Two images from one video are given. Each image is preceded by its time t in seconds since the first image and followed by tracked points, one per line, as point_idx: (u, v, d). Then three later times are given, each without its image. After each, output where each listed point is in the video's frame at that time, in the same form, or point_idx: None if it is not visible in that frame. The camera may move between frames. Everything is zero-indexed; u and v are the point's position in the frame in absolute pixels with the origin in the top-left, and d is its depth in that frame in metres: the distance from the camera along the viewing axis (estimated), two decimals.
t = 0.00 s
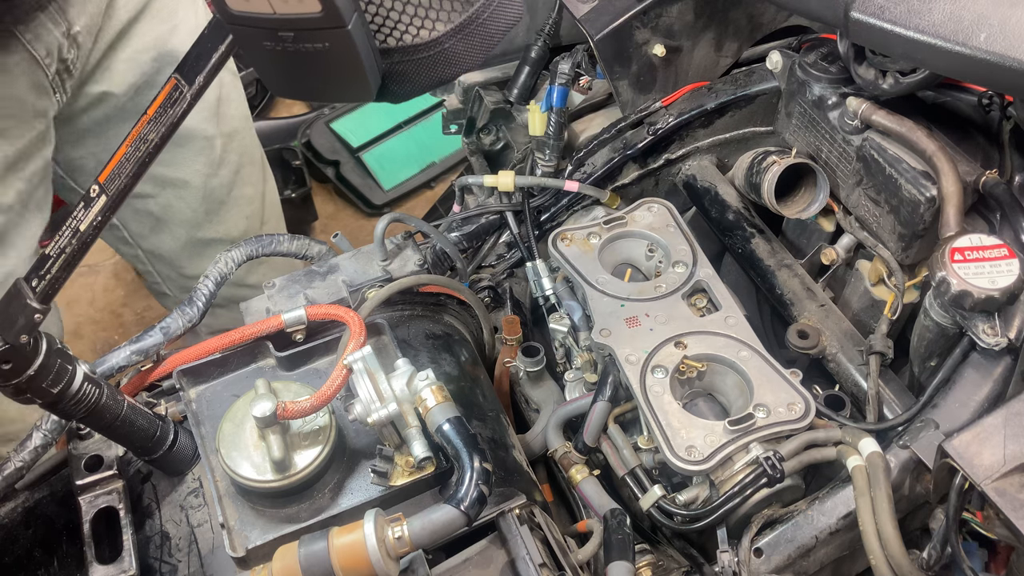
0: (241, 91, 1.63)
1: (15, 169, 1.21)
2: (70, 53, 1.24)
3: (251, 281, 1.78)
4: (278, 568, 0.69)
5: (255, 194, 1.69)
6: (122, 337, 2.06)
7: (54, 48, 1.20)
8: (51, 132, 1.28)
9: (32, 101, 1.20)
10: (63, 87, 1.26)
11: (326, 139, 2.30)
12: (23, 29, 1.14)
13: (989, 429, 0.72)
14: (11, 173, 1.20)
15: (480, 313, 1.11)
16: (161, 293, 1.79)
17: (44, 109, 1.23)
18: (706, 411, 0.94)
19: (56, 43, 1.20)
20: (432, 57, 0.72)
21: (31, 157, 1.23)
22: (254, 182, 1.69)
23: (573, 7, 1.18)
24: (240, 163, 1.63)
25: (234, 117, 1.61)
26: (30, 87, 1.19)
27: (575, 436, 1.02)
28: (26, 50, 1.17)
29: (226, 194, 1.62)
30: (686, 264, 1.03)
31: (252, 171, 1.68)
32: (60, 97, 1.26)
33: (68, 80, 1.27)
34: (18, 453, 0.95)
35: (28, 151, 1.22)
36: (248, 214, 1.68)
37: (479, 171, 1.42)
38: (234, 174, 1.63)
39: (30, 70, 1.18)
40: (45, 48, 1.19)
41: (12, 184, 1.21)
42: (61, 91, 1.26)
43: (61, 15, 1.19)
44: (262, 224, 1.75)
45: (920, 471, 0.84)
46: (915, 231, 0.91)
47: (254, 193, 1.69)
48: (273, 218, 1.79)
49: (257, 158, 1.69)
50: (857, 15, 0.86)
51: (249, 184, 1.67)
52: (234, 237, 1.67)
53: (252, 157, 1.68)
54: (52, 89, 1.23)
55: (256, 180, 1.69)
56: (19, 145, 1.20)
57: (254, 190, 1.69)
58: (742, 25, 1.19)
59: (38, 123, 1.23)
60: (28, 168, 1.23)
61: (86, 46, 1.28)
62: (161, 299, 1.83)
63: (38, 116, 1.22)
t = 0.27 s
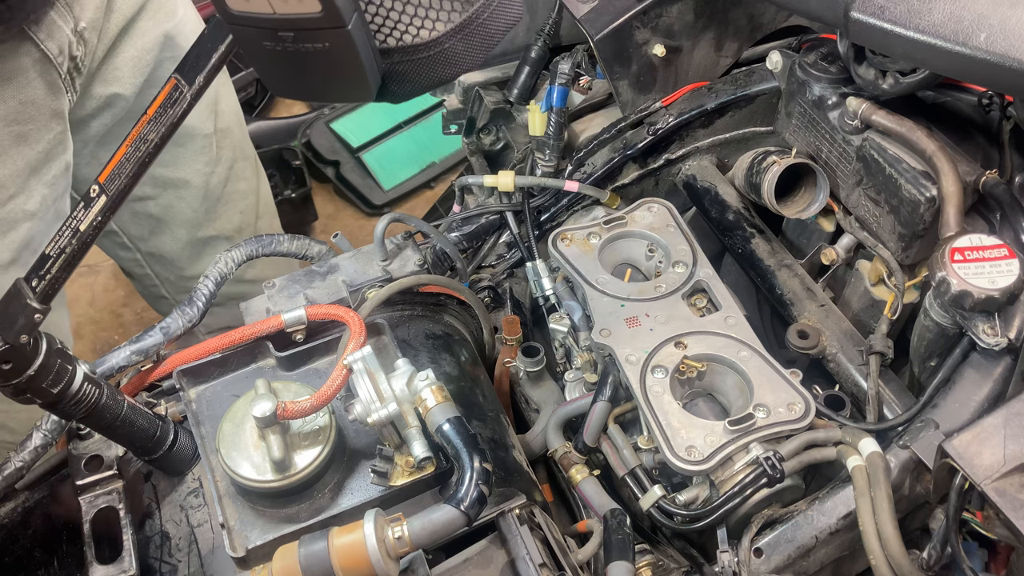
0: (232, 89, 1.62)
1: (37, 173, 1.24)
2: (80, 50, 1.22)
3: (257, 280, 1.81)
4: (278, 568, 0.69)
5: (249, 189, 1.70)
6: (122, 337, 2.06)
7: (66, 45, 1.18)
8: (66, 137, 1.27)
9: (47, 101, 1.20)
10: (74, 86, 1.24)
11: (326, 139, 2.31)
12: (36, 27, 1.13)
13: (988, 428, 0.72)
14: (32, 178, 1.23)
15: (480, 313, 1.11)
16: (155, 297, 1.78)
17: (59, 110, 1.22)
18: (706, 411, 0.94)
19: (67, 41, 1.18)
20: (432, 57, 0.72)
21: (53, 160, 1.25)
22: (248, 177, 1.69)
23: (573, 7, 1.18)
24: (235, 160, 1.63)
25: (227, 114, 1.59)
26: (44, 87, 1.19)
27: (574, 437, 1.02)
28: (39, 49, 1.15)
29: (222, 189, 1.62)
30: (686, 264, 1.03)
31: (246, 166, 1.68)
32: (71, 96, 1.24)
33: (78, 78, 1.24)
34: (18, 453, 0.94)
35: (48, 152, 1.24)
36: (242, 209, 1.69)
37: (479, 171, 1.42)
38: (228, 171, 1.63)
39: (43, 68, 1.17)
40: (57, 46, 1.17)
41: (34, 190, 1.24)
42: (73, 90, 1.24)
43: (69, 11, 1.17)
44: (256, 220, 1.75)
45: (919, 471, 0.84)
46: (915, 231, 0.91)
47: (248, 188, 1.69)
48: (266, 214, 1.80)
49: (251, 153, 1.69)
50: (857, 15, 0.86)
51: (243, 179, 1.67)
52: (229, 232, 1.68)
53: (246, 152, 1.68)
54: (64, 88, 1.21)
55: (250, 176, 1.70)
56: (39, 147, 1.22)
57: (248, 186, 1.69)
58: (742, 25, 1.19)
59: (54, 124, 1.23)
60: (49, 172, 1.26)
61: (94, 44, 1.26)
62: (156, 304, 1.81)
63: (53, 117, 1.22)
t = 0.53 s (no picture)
0: (217, 95, 1.62)
1: (32, 183, 1.24)
2: (68, 55, 1.22)
3: (252, 282, 1.81)
4: (278, 568, 0.69)
5: (237, 190, 1.70)
6: (122, 337, 2.06)
7: (55, 51, 1.18)
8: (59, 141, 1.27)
9: (38, 108, 1.20)
10: (63, 91, 1.24)
11: (326, 139, 2.31)
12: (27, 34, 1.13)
13: (988, 429, 0.72)
14: (27, 187, 1.23)
15: (480, 313, 1.11)
16: (147, 304, 1.77)
17: (50, 117, 1.22)
18: (706, 411, 0.94)
19: (55, 46, 1.18)
20: (432, 57, 0.72)
21: (46, 168, 1.25)
22: (235, 178, 1.69)
23: (573, 7, 1.18)
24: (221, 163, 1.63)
25: (211, 115, 1.59)
26: (36, 94, 1.19)
27: (575, 437, 1.02)
28: (29, 56, 1.15)
29: (210, 193, 1.62)
30: (686, 264, 1.03)
31: (232, 168, 1.68)
32: (60, 102, 1.24)
33: (67, 83, 1.24)
34: (18, 452, 0.94)
35: (42, 161, 1.24)
36: (230, 212, 1.69)
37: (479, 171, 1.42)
38: (215, 173, 1.63)
39: (34, 75, 1.17)
40: (47, 52, 1.17)
41: (30, 199, 1.24)
42: (62, 95, 1.24)
43: (56, 15, 1.17)
44: (246, 221, 1.76)
45: (920, 471, 0.84)
46: (915, 231, 0.91)
47: (236, 189, 1.69)
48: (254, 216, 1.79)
49: (236, 155, 1.69)
50: (857, 15, 0.86)
51: (230, 180, 1.67)
52: (218, 236, 1.68)
53: (232, 154, 1.67)
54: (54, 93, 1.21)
55: (237, 177, 1.70)
56: (33, 156, 1.22)
57: (236, 188, 1.69)
58: (742, 25, 1.19)
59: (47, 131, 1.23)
60: (43, 180, 1.25)
61: (80, 48, 1.26)
62: (149, 311, 1.80)
63: (45, 124, 1.22)
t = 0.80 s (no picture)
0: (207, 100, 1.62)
1: (29, 191, 1.23)
2: (63, 62, 1.22)
3: (249, 284, 1.81)
4: (278, 568, 0.69)
5: (229, 189, 1.70)
6: (122, 337, 2.06)
7: (51, 58, 1.18)
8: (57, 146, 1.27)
9: (36, 116, 1.20)
10: (60, 98, 1.24)
11: (326, 139, 2.31)
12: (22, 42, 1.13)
13: (988, 429, 0.72)
14: (25, 196, 1.23)
15: (480, 313, 1.11)
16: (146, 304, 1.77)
17: (48, 124, 1.22)
18: (706, 411, 0.94)
19: (51, 52, 1.18)
20: (433, 57, 0.72)
21: (43, 176, 1.25)
22: (228, 177, 1.69)
23: (573, 7, 1.18)
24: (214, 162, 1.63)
25: (202, 116, 1.59)
26: (32, 102, 1.19)
27: (575, 437, 1.02)
28: (26, 64, 1.16)
29: (204, 191, 1.62)
30: (686, 264, 1.03)
31: (224, 167, 1.68)
32: (57, 109, 1.24)
33: (63, 90, 1.25)
34: (18, 453, 0.94)
35: (39, 170, 1.24)
36: (224, 210, 1.69)
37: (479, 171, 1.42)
38: (210, 172, 1.63)
39: (31, 83, 1.17)
40: (43, 59, 1.17)
41: (29, 208, 1.23)
42: (59, 102, 1.24)
43: (51, 21, 1.17)
44: (238, 221, 1.76)
45: (920, 471, 0.84)
46: (915, 231, 0.91)
47: (228, 189, 1.69)
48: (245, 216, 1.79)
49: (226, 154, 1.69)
50: (857, 15, 0.86)
51: (223, 180, 1.67)
52: (215, 235, 1.69)
53: (223, 153, 1.67)
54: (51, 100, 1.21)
55: (228, 176, 1.69)
56: (31, 165, 1.21)
57: (228, 187, 1.69)
58: (742, 25, 1.20)
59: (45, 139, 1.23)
60: (40, 188, 1.25)
61: (74, 53, 1.26)
62: (144, 316, 1.79)
63: (43, 132, 1.22)
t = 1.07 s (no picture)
0: (205, 107, 1.63)
1: (31, 193, 1.23)
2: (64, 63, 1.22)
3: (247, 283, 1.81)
4: (278, 568, 0.69)
5: (221, 190, 1.70)
6: (122, 337, 2.06)
7: (52, 60, 1.18)
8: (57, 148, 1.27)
9: (37, 118, 1.20)
10: (60, 99, 1.24)
11: (326, 139, 2.31)
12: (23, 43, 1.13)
13: (988, 429, 0.72)
14: (27, 198, 1.22)
15: (479, 313, 1.11)
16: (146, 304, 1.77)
17: (49, 126, 1.22)
18: (706, 411, 0.94)
19: (51, 54, 1.18)
20: (433, 57, 0.72)
21: (45, 177, 1.25)
22: (220, 178, 1.69)
23: (573, 7, 1.18)
24: (207, 163, 1.64)
25: (198, 119, 1.59)
26: (34, 103, 1.18)
27: (575, 437, 1.02)
28: (27, 65, 1.15)
29: (197, 192, 1.62)
30: (686, 264, 1.03)
31: (217, 169, 1.68)
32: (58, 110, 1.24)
33: (63, 92, 1.24)
34: (18, 453, 0.94)
35: (41, 172, 1.24)
36: (216, 211, 1.69)
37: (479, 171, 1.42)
38: (202, 174, 1.63)
39: (33, 86, 1.17)
40: (44, 60, 1.17)
41: (31, 210, 1.23)
42: (59, 103, 1.24)
43: (52, 24, 1.17)
44: (231, 221, 1.76)
45: (920, 471, 0.84)
46: (915, 231, 0.91)
47: (220, 189, 1.69)
48: (237, 217, 1.80)
49: (220, 155, 1.69)
50: (857, 15, 0.86)
51: (215, 181, 1.67)
52: (207, 236, 1.69)
53: (217, 154, 1.67)
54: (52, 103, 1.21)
55: (221, 177, 1.70)
56: (33, 167, 1.21)
57: (220, 188, 1.69)
58: (742, 25, 1.20)
59: (46, 141, 1.23)
60: (42, 190, 1.25)
61: (74, 55, 1.25)
62: (136, 316, 1.78)
63: (45, 134, 1.22)
